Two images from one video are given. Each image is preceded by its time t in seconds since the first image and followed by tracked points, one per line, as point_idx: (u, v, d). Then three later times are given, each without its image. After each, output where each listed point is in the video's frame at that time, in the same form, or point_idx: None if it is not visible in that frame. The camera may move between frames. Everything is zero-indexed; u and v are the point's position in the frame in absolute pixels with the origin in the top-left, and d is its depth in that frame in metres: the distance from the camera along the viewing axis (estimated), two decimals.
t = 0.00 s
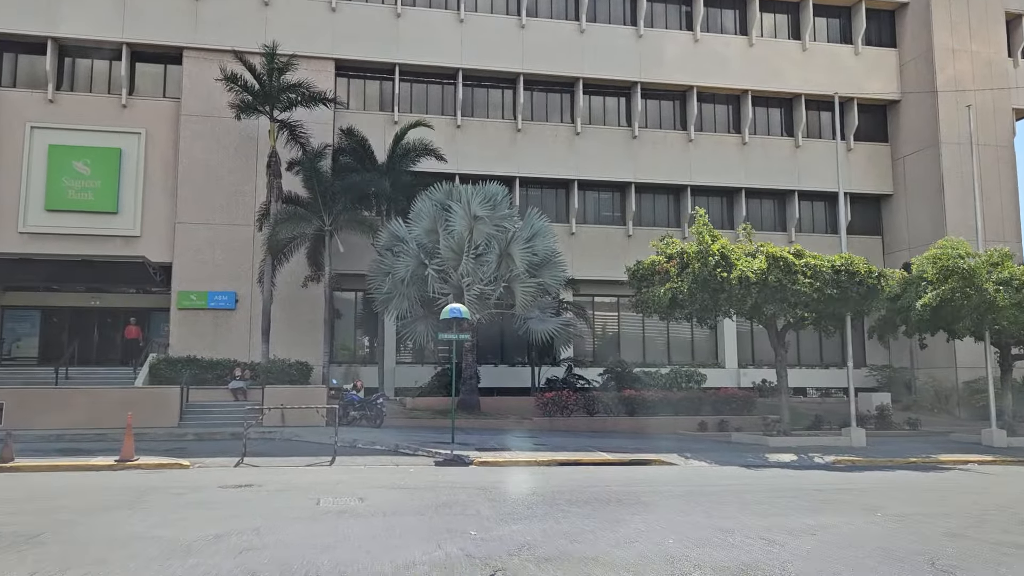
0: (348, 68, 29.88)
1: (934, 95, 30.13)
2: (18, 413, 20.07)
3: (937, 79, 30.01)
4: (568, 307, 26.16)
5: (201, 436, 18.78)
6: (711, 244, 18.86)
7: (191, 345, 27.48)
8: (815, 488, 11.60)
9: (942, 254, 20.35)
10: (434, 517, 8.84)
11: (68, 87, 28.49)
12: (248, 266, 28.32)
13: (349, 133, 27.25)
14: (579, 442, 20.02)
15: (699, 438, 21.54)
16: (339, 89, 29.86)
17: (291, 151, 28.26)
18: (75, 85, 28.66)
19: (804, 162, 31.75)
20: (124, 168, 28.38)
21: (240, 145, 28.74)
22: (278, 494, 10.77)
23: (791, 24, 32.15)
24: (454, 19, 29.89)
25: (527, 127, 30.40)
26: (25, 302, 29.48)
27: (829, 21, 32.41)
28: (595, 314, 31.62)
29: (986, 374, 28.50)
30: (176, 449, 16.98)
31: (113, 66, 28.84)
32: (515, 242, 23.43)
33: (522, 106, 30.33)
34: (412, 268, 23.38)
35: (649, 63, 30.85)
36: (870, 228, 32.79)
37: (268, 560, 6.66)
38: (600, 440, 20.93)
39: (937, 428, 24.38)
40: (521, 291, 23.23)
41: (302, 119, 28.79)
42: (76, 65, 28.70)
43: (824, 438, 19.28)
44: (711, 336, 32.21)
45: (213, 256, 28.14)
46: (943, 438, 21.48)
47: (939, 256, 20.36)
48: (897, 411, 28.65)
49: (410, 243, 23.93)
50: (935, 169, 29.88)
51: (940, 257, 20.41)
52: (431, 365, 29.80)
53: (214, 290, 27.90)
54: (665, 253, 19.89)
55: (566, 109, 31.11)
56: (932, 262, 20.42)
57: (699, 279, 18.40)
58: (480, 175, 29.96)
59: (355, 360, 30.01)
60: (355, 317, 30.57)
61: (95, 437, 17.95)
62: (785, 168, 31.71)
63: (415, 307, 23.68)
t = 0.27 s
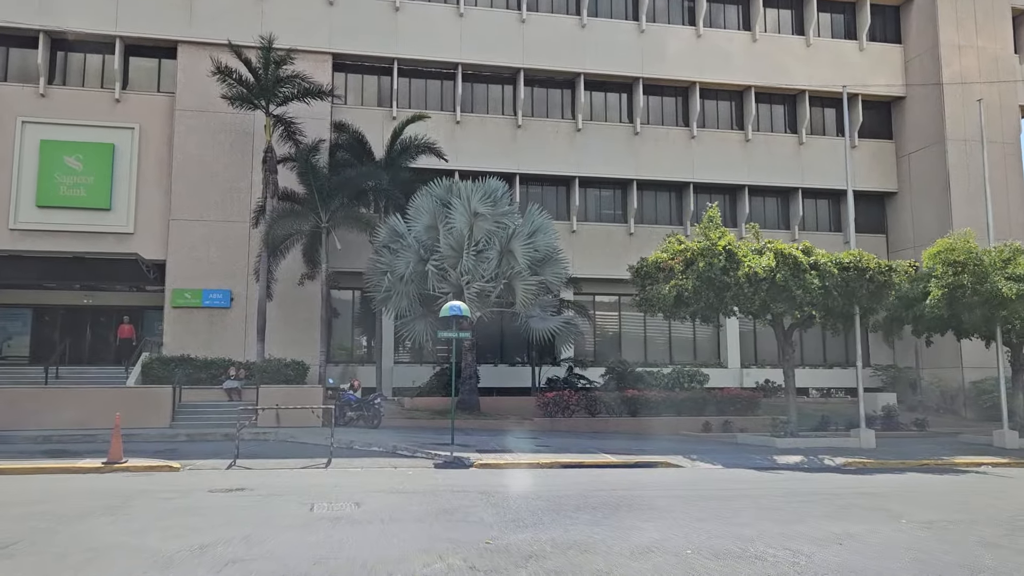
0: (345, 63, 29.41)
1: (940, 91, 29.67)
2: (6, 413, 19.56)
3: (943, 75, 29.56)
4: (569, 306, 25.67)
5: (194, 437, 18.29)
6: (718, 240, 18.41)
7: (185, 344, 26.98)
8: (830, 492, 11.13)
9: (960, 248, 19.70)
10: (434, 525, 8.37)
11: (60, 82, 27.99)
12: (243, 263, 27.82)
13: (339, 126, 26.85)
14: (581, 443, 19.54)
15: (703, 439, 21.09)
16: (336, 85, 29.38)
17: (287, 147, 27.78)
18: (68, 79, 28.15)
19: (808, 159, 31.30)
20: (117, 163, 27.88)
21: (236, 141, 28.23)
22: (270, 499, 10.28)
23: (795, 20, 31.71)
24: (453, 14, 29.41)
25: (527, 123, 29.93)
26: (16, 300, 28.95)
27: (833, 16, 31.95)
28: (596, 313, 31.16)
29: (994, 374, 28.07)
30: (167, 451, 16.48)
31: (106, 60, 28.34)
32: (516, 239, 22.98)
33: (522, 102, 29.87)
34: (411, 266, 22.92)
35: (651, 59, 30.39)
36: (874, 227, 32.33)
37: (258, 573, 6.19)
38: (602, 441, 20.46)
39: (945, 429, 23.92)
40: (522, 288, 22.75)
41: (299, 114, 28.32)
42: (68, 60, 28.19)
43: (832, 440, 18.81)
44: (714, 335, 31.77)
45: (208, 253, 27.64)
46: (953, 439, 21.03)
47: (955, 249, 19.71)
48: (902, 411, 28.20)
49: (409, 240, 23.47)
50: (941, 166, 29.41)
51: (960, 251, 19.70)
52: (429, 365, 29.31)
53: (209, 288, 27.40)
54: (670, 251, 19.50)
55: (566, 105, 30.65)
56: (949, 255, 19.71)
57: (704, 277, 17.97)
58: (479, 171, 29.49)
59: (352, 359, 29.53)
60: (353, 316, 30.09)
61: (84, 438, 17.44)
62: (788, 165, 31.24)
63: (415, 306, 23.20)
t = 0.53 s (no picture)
0: (342, 58, 28.97)
1: (946, 88, 29.25)
2: None
3: (949, 72, 29.15)
4: (570, 305, 25.22)
5: (186, 439, 17.82)
6: (724, 237, 18.00)
7: (180, 343, 26.52)
8: (845, 496, 10.71)
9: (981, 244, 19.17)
10: (434, 532, 7.93)
11: (52, 77, 27.53)
12: (239, 261, 27.36)
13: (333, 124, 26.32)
14: (584, 444, 19.09)
15: (708, 440, 20.67)
16: (334, 80, 28.93)
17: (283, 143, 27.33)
18: (60, 74, 27.69)
19: (812, 157, 30.89)
20: (110, 159, 27.41)
21: (231, 136, 27.79)
22: (262, 504, 9.83)
23: (799, 15, 31.30)
24: (452, 8, 28.97)
25: (527, 119, 29.52)
26: (8, 299, 28.47)
27: (838, 12, 31.54)
28: (597, 312, 30.73)
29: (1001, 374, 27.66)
30: (159, 453, 16.03)
31: (99, 54, 27.88)
32: (517, 236, 22.56)
33: (522, 98, 29.45)
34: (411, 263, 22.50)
35: (653, 55, 29.98)
36: (879, 226, 31.92)
37: None
38: (605, 442, 20.03)
39: (952, 430, 23.52)
40: (523, 286, 22.37)
41: (295, 110, 27.89)
42: (61, 54, 27.74)
43: (841, 441, 18.38)
44: (716, 335, 31.36)
45: (203, 251, 27.18)
46: (961, 441, 20.64)
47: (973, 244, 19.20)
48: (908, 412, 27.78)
49: (408, 237, 23.04)
50: (947, 163, 28.97)
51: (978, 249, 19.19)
52: (428, 365, 28.86)
53: (204, 287, 26.94)
54: (675, 248, 19.07)
55: (567, 101, 30.23)
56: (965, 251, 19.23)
57: (710, 274, 17.56)
58: (479, 168, 29.05)
59: (350, 359, 29.09)
60: (351, 315, 29.66)
61: (73, 440, 16.99)
62: (792, 163, 30.82)
63: (414, 304, 22.76)
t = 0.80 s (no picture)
0: (340, 53, 28.59)
1: (950, 85, 28.92)
2: None
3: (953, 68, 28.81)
4: (571, 303, 24.83)
5: (179, 439, 17.44)
6: (729, 234, 17.64)
7: (175, 342, 26.13)
8: (859, 499, 10.35)
9: (994, 239, 18.80)
10: (432, 539, 7.56)
11: (45, 71, 27.13)
12: (235, 259, 26.96)
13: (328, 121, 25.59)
14: (586, 445, 18.72)
15: (711, 441, 20.32)
16: (331, 75, 28.54)
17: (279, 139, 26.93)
18: (53, 69, 27.30)
19: (815, 154, 30.55)
20: (104, 155, 27.00)
21: (227, 132, 27.39)
22: (254, 508, 9.46)
23: (802, 11, 30.95)
24: (451, 3, 28.58)
25: (527, 115, 29.13)
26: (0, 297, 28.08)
27: (841, 9, 31.19)
28: (597, 311, 30.38)
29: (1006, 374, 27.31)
30: (151, 454, 15.65)
31: (93, 49, 27.49)
32: (517, 233, 22.21)
33: (522, 95, 29.08)
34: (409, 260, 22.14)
35: (654, 51, 29.62)
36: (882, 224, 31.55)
37: None
38: (606, 442, 19.67)
39: (959, 431, 23.17)
40: (523, 283, 22.04)
41: (291, 106, 27.49)
42: (54, 48, 27.35)
43: (848, 442, 18.02)
44: (717, 334, 31.01)
45: (198, 248, 26.78)
46: (969, 442, 20.28)
47: (986, 239, 18.81)
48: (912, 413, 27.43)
49: (406, 234, 22.67)
50: (952, 161, 28.60)
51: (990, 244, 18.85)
52: (427, 364, 28.49)
53: (199, 285, 26.55)
54: (678, 245, 18.75)
55: (568, 97, 29.87)
56: (977, 246, 18.88)
57: (715, 271, 17.21)
58: (478, 165, 28.67)
59: (347, 358, 28.72)
60: (348, 314, 29.28)
61: (63, 440, 16.60)
62: (795, 161, 30.46)
63: (412, 302, 22.40)
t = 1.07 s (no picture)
0: (338, 49, 28.27)
1: (954, 81, 28.59)
2: None
3: (957, 65, 28.53)
4: (572, 301, 24.57)
5: (173, 439, 17.12)
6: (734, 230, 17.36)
7: (170, 340, 25.80)
8: (872, 502, 10.05)
9: (1003, 236, 18.86)
10: (433, 545, 7.26)
11: (39, 66, 26.80)
12: (231, 256, 26.64)
13: (326, 118, 25.59)
14: (588, 445, 18.42)
15: (715, 441, 20.02)
16: (329, 71, 28.22)
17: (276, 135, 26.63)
18: (48, 64, 26.96)
19: (817, 152, 30.27)
20: (98, 151, 26.65)
21: (223, 128, 27.05)
22: (248, 511, 9.15)
23: (804, 7, 30.68)
24: None
25: (527, 112, 28.82)
26: None
27: (844, 4, 30.92)
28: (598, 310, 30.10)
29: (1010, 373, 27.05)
30: (143, 454, 15.33)
31: (87, 44, 27.15)
32: (517, 230, 21.94)
33: (522, 91, 28.79)
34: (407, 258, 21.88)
35: (655, 47, 29.33)
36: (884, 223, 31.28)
37: None
38: (607, 442, 19.37)
39: (964, 432, 22.89)
40: (523, 281, 21.76)
41: (288, 102, 27.17)
42: (48, 43, 27.01)
43: (854, 442, 17.72)
44: (719, 333, 30.74)
45: (194, 246, 26.45)
46: (976, 442, 20.00)
47: (996, 234, 18.86)
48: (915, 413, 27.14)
49: (404, 231, 22.40)
50: (955, 159, 28.30)
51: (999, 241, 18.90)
52: (425, 363, 28.18)
53: (195, 283, 26.22)
54: (681, 242, 18.48)
55: (568, 94, 29.58)
56: (987, 240, 18.90)
57: (719, 267, 16.91)
58: (477, 162, 28.38)
59: (345, 357, 28.43)
60: (346, 312, 28.97)
61: (54, 440, 16.26)
62: (797, 159, 30.17)
63: (411, 300, 22.13)
